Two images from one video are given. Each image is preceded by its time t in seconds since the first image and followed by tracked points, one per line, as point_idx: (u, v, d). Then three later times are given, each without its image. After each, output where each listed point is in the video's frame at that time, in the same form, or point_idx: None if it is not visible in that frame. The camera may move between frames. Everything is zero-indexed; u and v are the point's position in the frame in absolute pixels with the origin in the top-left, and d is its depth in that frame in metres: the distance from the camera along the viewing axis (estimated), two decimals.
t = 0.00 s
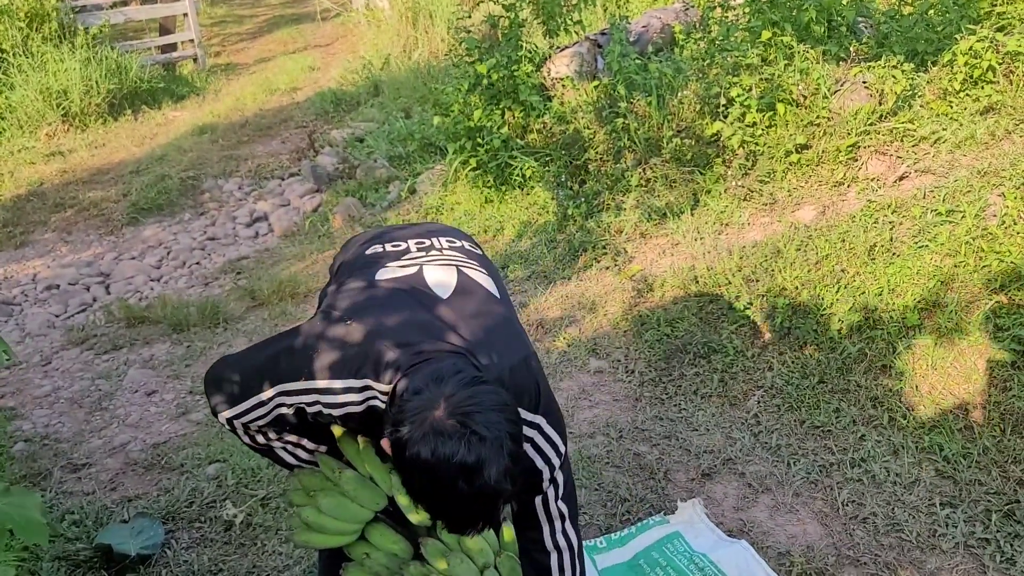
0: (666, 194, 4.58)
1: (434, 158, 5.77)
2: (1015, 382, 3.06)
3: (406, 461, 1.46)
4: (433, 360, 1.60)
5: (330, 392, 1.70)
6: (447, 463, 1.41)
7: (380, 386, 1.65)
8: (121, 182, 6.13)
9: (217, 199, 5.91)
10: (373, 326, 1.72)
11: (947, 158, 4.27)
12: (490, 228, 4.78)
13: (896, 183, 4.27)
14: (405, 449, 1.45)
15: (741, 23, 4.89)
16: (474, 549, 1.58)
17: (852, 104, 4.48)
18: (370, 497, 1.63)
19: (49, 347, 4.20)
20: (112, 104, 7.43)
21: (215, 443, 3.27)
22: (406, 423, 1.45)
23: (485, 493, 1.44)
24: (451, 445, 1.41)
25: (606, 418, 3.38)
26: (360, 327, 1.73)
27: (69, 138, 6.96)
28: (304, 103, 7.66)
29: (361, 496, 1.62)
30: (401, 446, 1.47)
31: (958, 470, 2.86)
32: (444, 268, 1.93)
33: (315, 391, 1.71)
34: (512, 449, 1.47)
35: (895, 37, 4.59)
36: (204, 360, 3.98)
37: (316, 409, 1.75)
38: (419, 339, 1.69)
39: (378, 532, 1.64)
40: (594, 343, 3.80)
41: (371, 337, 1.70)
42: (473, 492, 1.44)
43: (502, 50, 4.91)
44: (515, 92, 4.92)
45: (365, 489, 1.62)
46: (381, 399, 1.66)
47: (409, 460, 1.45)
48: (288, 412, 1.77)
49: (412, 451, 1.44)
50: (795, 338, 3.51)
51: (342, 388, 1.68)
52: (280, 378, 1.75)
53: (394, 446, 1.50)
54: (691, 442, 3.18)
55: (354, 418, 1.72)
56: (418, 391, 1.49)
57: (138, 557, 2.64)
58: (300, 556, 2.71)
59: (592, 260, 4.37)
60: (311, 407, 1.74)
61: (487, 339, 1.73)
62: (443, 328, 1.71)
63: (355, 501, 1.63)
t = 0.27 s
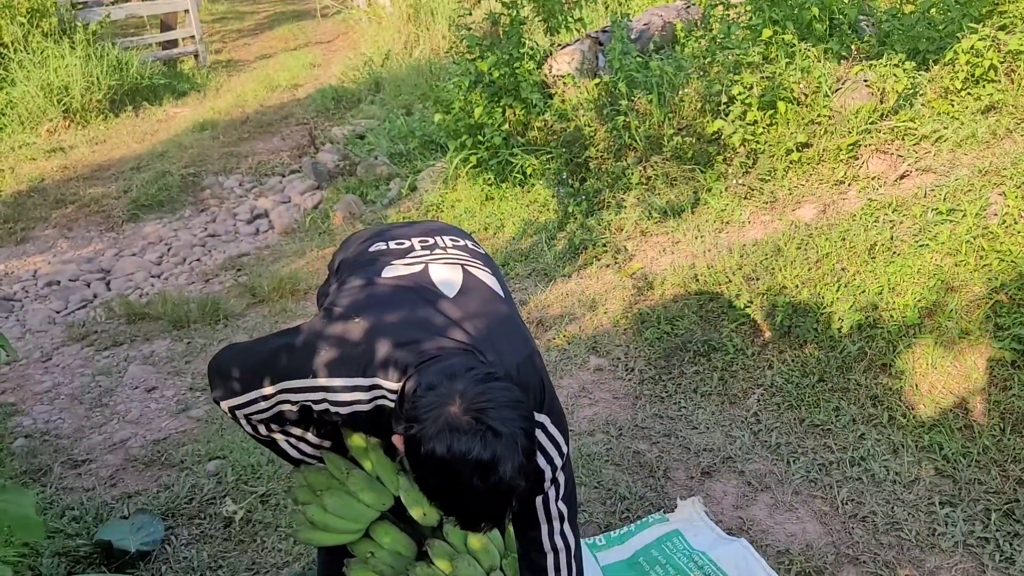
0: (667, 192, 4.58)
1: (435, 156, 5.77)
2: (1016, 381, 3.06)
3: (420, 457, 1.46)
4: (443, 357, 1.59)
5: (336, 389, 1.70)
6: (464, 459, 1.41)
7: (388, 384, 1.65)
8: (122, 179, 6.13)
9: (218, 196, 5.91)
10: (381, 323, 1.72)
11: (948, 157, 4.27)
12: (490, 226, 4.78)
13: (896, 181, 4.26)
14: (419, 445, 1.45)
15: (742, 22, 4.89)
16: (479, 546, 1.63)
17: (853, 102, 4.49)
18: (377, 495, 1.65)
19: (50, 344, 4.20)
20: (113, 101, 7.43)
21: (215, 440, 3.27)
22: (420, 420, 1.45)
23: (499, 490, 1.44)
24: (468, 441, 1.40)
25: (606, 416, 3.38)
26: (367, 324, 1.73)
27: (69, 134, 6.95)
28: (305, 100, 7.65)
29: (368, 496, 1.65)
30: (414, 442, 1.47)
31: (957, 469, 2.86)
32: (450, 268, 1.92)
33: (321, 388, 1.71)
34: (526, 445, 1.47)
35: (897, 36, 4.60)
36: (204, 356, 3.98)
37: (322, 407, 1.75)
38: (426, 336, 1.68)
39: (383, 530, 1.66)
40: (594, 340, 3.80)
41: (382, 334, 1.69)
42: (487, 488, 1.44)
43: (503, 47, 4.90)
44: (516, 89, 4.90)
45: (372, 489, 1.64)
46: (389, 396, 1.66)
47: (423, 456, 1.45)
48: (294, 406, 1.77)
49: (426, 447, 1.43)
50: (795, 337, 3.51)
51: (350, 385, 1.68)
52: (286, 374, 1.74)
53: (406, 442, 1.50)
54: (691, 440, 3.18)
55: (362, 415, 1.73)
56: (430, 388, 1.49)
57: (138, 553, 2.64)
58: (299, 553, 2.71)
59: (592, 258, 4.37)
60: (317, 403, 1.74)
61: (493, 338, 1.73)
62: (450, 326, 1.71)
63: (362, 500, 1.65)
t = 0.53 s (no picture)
0: (669, 188, 4.58)
1: (436, 150, 5.76)
2: (1018, 377, 3.04)
3: (432, 471, 1.44)
4: (455, 369, 1.57)
5: (347, 392, 1.67)
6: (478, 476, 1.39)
7: (397, 391, 1.63)
8: (123, 172, 6.12)
9: (219, 189, 5.90)
10: (391, 328, 1.69)
11: (952, 154, 4.25)
12: (492, 221, 4.77)
13: (899, 178, 4.25)
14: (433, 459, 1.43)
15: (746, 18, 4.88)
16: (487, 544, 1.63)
17: (856, 99, 4.47)
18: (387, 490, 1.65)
19: (51, 336, 4.20)
20: (115, 94, 7.42)
21: (216, 433, 3.27)
22: (434, 435, 1.43)
23: (509, 508, 1.43)
24: (483, 458, 1.39)
25: (607, 411, 3.38)
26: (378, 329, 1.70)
27: (71, 126, 6.94)
28: (307, 94, 7.64)
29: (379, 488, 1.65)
30: (426, 456, 1.45)
31: (959, 466, 2.86)
32: (460, 271, 1.90)
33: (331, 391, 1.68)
34: (538, 464, 1.46)
35: (901, 32, 4.60)
36: (205, 349, 3.98)
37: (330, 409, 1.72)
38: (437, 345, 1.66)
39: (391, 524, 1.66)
40: (595, 336, 3.80)
41: (396, 336, 1.67)
42: (499, 505, 1.43)
43: (506, 42, 4.89)
44: (518, 84, 4.90)
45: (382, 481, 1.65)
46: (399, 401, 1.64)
47: (436, 470, 1.43)
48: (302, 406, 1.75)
49: (440, 462, 1.42)
50: (797, 333, 3.50)
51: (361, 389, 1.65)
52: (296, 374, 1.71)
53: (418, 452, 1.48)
54: (692, 436, 3.18)
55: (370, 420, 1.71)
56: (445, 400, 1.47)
57: (140, 543, 2.65)
58: (300, 546, 2.71)
59: (594, 253, 4.37)
60: (326, 406, 1.71)
61: (503, 347, 1.71)
62: (461, 333, 1.69)
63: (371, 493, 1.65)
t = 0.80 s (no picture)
0: (671, 177, 4.57)
1: (437, 138, 5.74)
2: (1019, 368, 3.02)
3: (465, 453, 1.42)
4: (476, 350, 1.56)
5: (360, 389, 1.64)
6: (515, 455, 1.38)
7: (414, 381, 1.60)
8: (123, 157, 6.11)
9: (220, 175, 5.88)
10: (401, 319, 1.67)
11: (955, 145, 4.22)
12: (492, 209, 4.76)
13: (902, 169, 4.23)
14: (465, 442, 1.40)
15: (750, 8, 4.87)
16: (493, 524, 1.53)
17: (860, 88, 4.44)
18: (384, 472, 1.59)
19: (51, 320, 4.20)
20: (115, 79, 7.39)
21: (216, 419, 3.27)
22: (466, 413, 1.40)
23: (546, 483, 1.43)
24: (519, 438, 1.37)
25: (607, 399, 3.37)
26: (390, 319, 1.68)
27: (71, 111, 6.91)
28: (308, 81, 7.61)
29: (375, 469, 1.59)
30: (456, 438, 1.42)
31: (958, 456, 2.85)
32: (462, 255, 1.88)
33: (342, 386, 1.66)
34: (570, 437, 1.46)
35: (905, 23, 4.58)
36: (205, 335, 3.98)
37: (341, 403, 1.70)
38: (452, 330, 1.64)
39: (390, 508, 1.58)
40: (596, 324, 3.79)
41: (394, 322, 1.67)
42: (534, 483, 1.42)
43: (508, 29, 4.88)
44: (520, 72, 4.88)
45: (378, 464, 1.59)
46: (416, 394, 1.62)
47: (468, 452, 1.41)
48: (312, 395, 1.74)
49: (473, 443, 1.39)
50: (797, 323, 3.49)
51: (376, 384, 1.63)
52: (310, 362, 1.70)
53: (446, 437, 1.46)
54: (692, 424, 3.18)
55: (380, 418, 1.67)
56: (471, 380, 1.45)
57: (140, 527, 2.65)
58: (299, 531, 2.72)
59: (595, 242, 4.35)
60: (337, 399, 1.69)
61: (515, 328, 1.70)
62: (475, 316, 1.68)
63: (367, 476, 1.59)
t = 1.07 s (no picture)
0: (672, 153, 4.54)
1: (438, 112, 5.69)
2: (1016, 349, 3.04)
3: (525, 371, 1.42)
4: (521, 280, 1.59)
5: (395, 331, 1.63)
6: (578, 367, 1.40)
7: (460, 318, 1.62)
8: (121, 127, 6.05)
9: (219, 148, 5.84)
10: (436, 259, 1.67)
11: (958, 124, 4.17)
12: (492, 184, 4.72)
13: (904, 148, 4.18)
14: (524, 359, 1.41)
15: None
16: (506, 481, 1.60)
17: (864, 66, 4.42)
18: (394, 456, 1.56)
19: (49, 291, 4.19)
20: (112, 48, 7.31)
21: (215, 391, 3.27)
22: (530, 327, 1.42)
23: (608, 399, 1.46)
24: (580, 349, 1.40)
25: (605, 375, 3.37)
26: (419, 261, 1.68)
27: (68, 80, 6.84)
28: (307, 53, 7.52)
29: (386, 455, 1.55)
30: (514, 357, 1.43)
31: (954, 435, 2.86)
32: (473, 202, 1.89)
33: (374, 331, 1.65)
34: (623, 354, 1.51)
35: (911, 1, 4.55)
36: (203, 307, 3.97)
37: (376, 348, 1.68)
38: (484, 269, 1.66)
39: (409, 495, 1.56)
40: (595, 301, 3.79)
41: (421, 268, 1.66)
42: (591, 400, 1.44)
43: (511, 2, 4.83)
44: (522, 46, 4.84)
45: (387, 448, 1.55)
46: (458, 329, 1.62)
47: (527, 370, 1.41)
48: (337, 344, 1.71)
49: (534, 359, 1.40)
50: (797, 302, 3.49)
51: (413, 323, 1.63)
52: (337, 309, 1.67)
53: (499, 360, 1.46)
54: (689, 402, 3.18)
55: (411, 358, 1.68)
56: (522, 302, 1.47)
57: (137, 498, 2.65)
58: (297, 503, 2.72)
59: (595, 219, 4.33)
60: (366, 343, 1.68)
61: (541, 266, 1.74)
62: (505, 256, 1.70)
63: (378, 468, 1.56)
